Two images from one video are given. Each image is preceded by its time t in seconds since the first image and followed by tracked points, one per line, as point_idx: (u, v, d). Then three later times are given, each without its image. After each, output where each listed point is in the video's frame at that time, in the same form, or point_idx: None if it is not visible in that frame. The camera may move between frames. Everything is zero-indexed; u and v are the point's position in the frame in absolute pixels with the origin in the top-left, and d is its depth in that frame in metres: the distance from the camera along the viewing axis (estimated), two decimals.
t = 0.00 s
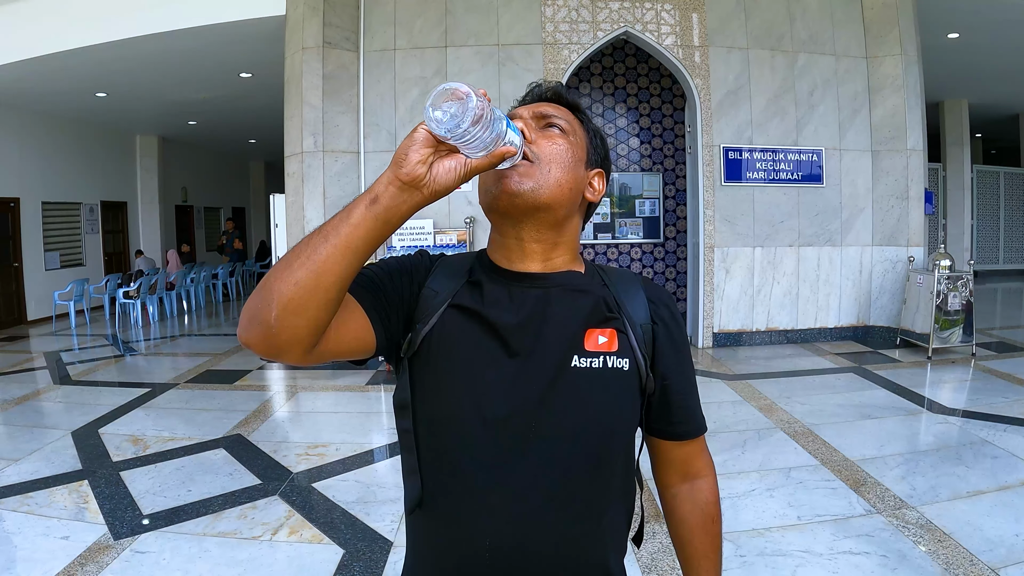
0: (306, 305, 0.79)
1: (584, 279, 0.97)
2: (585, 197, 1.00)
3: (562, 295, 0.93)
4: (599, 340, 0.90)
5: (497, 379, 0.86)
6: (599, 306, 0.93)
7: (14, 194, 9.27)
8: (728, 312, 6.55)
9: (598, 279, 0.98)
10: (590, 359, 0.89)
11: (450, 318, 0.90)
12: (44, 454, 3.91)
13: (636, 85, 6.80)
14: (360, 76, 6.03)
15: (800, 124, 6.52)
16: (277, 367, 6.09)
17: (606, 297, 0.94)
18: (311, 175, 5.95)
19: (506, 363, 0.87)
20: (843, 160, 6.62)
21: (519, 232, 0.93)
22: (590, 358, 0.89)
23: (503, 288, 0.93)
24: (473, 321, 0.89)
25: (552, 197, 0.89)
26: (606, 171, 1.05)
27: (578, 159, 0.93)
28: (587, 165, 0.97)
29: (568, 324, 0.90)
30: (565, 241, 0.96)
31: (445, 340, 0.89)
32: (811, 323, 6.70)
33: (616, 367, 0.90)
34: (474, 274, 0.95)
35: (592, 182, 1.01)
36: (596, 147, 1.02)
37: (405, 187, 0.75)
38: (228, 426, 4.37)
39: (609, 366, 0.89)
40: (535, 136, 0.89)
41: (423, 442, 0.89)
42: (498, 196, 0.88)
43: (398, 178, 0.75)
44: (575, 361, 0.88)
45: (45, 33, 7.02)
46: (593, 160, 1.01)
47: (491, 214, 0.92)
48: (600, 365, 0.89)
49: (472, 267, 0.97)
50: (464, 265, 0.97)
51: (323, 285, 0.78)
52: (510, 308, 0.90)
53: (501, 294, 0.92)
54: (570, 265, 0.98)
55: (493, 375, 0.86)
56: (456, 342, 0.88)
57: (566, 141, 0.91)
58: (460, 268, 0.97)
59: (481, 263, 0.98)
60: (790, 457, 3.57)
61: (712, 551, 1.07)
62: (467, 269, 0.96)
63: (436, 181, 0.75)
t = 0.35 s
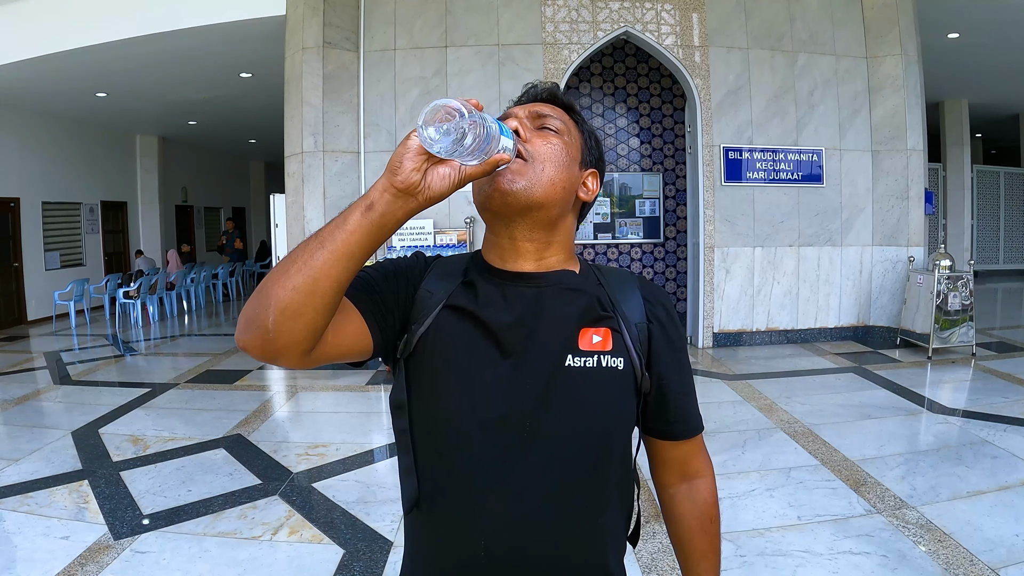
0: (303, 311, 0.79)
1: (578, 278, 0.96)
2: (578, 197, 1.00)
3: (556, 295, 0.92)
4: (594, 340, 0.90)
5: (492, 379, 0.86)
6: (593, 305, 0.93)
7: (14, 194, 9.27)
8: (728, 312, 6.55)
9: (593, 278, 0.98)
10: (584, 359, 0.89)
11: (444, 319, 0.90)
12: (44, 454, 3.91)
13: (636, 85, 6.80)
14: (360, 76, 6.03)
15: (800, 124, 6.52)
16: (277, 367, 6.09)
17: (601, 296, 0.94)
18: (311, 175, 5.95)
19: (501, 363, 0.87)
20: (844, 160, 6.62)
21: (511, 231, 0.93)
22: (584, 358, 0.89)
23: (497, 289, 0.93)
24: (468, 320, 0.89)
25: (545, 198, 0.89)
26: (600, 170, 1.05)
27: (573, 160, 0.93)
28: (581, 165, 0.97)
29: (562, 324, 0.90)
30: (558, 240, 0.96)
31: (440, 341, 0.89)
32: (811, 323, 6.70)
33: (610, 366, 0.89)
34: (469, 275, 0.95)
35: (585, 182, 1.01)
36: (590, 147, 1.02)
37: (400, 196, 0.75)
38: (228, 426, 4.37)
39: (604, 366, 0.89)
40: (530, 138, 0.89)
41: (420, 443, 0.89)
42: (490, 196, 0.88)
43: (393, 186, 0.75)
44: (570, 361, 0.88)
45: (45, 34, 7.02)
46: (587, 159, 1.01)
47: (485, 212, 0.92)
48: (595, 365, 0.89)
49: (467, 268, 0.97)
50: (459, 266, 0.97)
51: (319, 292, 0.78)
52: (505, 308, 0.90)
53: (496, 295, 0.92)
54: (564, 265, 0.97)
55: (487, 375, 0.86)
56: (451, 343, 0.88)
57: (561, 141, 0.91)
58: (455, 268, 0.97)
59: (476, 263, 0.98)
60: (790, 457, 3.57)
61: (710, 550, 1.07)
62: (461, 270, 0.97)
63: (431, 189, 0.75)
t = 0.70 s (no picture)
0: (311, 371, 0.81)
1: (573, 279, 0.96)
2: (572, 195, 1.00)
3: (551, 298, 0.92)
4: (589, 341, 0.90)
5: (487, 384, 0.86)
6: (588, 306, 0.93)
7: (14, 194, 9.27)
8: (728, 312, 6.55)
9: (589, 277, 0.98)
10: (580, 360, 0.89)
11: (440, 322, 0.90)
12: (44, 454, 3.90)
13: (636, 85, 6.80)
14: (360, 75, 6.03)
15: (800, 124, 6.52)
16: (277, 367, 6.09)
17: (596, 297, 0.94)
18: (311, 175, 5.95)
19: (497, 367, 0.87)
20: (843, 160, 6.63)
21: (506, 243, 0.93)
22: (580, 359, 0.89)
23: (493, 292, 0.93)
24: (463, 323, 0.89)
25: (538, 214, 0.89)
26: (591, 164, 1.05)
27: (562, 165, 0.92)
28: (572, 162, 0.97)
29: (557, 325, 0.90)
30: (552, 244, 0.96)
31: (435, 344, 0.90)
32: (811, 323, 6.70)
33: (606, 367, 0.89)
34: (464, 278, 0.95)
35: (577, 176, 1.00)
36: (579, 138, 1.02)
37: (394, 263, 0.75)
38: (228, 426, 4.37)
39: (599, 366, 0.89)
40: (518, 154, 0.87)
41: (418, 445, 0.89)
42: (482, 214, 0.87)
43: (386, 258, 0.75)
44: (565, 362, 0.88)
45: (45, 33, 7.02)
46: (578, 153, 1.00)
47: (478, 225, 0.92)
48: (590, 365, 0.89)
49: (463, 271, 0.97)
50: (454, 270, 0.97)
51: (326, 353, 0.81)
52: (500, 310, 0.90)
53: (491, 298, 0.92)
54: (559, 268, 0.97)
55: (483, 379, 0.86)
56: (446, 345, 0.89)
57: (547, 147, 0.90)
58: (451, 272, 0.97)
59: (471, 267, 0.97)
60: (790, 457, 3.57)
61: (710, 548, 1.07)
62: (457, 273, 0.96)
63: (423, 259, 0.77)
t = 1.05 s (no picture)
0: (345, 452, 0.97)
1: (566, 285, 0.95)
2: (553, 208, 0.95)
3: (544, 302, 0.91)
4: (583, 345, 0.90)
5: (480, 390, 0.87)
6: (582, 310, 0.91)
7: (14, 194, 9.27)
8: (728, 312, 6.54)
9: (583, 280, 0.97)
10: (573, 364, 0.89)
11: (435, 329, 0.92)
12: (44, 454, 3.91)
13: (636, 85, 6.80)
14: (360, 75, 6.03)
15: (800, 124, 6.52)
16: (277, 367, 6.09)
17: (590, 300, 0.93)
18: (311, 175, 5.95)
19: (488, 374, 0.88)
20: (844, 160, 6.62)
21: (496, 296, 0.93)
22: (573, 362, 0.89)
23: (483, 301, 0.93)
24: (455, 329, 0.91)
25: (522, 270, 0.89)
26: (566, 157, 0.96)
27: (533, 210, 0.87)
28: (542, 183, 0.90)
29: (550, 329, 0.89)
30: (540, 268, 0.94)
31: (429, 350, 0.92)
32: (811, 323, 6.69)
33: (600, 371, 0.89)
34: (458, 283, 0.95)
35: (555, 181, 0.94)
36: (547, 135, 0.90)
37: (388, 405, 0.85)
38: (228, 426, 4.37)
39: (592, 369, 0.89)
40: (484, 235, 0.84)
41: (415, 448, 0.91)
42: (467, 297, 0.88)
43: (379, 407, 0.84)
44: (558, 365, 0.88)
45: (45, 33, 7.02)
46: (549, 158, 0.92)
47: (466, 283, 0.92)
48: (583, 369, 0.89)
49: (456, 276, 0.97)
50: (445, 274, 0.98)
51: (347, 439, 0.93)
52: (492, 316, 0.90)
53: (483, 303, 0.91)
54: (550, 275, 0.95)
55: (475, 387, 0.87)
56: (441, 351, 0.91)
57: (513, 211, 0.86)
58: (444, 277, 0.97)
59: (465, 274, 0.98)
60: (790, 457, 3.57)
61: (713, 543, 1.06)
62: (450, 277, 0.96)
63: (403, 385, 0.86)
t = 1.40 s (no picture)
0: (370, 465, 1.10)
1: (557, 293, 0.94)
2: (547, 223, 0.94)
3: (532, 307, 0.89)
4: (571, 352, 0.88)
5: (470, 397, 0.89)
6: (572, 316, 0.89)
7: (14, 194, 9.27)
8: (728, 312, 6.55)
9: (574, 284, 0.95)
10: (561, 370, 0.88)
11: (423, 334, 0.93)
12: (44, 454, 3.91)
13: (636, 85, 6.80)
14: (360, 75, 6.04)
15: (800, 124, 6.52)
16: (277, 367, 6.09)
17: (580, 306, 0.90)
18: (310, 175, 5.94)
19: (476, 381, 0.88)
20: (844, 160, 6.63)
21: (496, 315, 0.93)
22: (562, 369, 0.88)
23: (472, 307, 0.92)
24: (447, 334, 0.92)
25: (520, 287, 0.89)
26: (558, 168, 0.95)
27: (530, 235, 0.86)
28: (536, 201, 0.89)
29: (538, 335, 0.88)
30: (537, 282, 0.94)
31: (418, 355, 0.93)
32: (811, 323, 6.70)
33: (589, 378, 0.88)
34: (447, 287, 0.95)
35: (547, 193, 0.93)
36: (539, 149, 0.88)
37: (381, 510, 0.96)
38: (228, 426, 4.37)
39: (580, 377, 0.88)
40: (484, 266, 0.84)
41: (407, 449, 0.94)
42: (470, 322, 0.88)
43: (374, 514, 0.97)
44: (546, 372, 0.88)
45: (45, 33, 7.02)
46: (542, 172, 0.90)
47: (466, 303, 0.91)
48: (572, 376, 0.88)
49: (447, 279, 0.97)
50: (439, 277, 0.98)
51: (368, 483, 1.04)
52: (480, 322, 0.90)
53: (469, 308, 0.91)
54: (541, 283, 0.94)
55: (463, 394, 0.89)
56: (430, 357, 0.92)
57: (512, 240, 0.85)
58: (434, 281, 0.98)
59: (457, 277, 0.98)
60: (790, 457, 3.57)
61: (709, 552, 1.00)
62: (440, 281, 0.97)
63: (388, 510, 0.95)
